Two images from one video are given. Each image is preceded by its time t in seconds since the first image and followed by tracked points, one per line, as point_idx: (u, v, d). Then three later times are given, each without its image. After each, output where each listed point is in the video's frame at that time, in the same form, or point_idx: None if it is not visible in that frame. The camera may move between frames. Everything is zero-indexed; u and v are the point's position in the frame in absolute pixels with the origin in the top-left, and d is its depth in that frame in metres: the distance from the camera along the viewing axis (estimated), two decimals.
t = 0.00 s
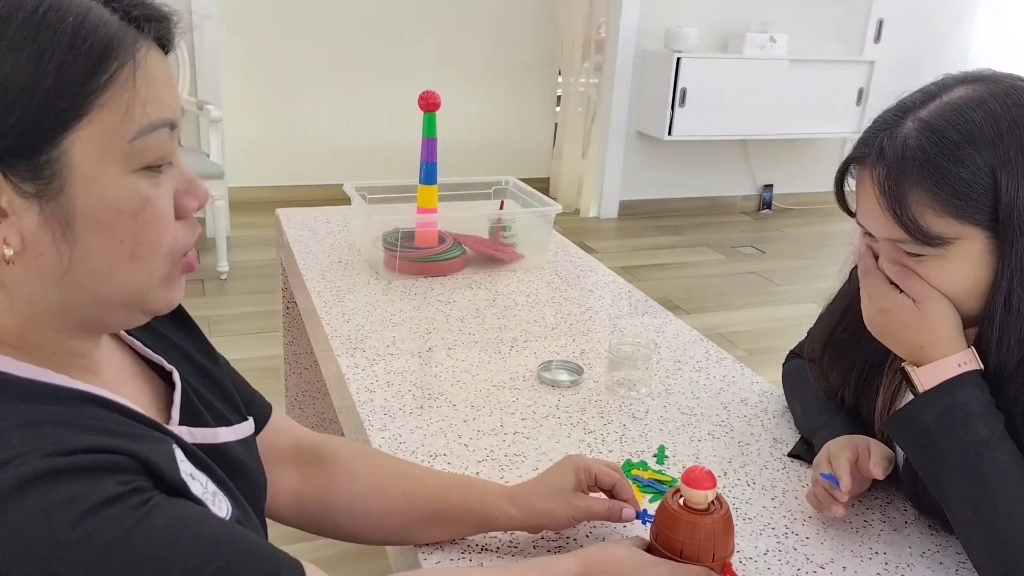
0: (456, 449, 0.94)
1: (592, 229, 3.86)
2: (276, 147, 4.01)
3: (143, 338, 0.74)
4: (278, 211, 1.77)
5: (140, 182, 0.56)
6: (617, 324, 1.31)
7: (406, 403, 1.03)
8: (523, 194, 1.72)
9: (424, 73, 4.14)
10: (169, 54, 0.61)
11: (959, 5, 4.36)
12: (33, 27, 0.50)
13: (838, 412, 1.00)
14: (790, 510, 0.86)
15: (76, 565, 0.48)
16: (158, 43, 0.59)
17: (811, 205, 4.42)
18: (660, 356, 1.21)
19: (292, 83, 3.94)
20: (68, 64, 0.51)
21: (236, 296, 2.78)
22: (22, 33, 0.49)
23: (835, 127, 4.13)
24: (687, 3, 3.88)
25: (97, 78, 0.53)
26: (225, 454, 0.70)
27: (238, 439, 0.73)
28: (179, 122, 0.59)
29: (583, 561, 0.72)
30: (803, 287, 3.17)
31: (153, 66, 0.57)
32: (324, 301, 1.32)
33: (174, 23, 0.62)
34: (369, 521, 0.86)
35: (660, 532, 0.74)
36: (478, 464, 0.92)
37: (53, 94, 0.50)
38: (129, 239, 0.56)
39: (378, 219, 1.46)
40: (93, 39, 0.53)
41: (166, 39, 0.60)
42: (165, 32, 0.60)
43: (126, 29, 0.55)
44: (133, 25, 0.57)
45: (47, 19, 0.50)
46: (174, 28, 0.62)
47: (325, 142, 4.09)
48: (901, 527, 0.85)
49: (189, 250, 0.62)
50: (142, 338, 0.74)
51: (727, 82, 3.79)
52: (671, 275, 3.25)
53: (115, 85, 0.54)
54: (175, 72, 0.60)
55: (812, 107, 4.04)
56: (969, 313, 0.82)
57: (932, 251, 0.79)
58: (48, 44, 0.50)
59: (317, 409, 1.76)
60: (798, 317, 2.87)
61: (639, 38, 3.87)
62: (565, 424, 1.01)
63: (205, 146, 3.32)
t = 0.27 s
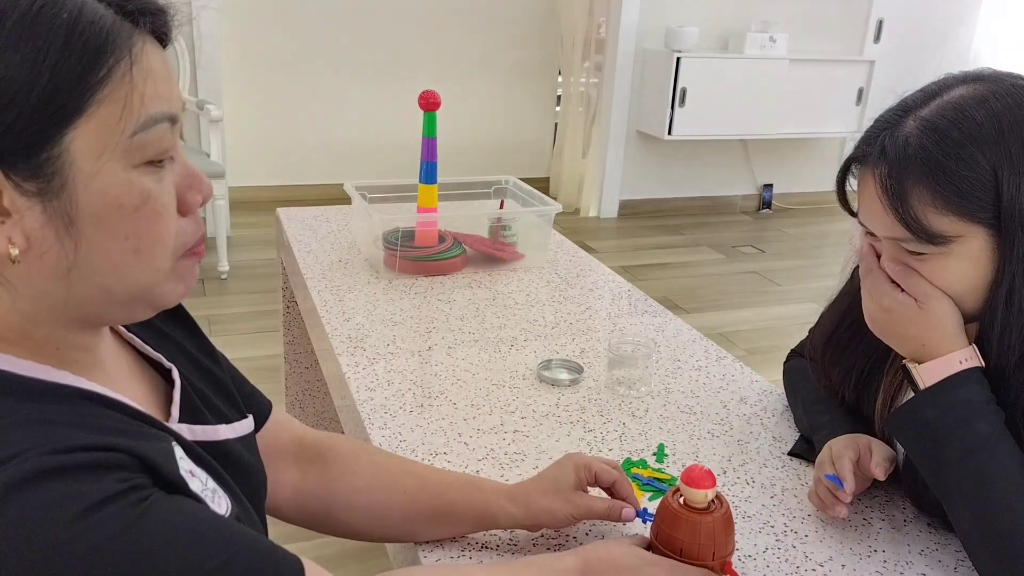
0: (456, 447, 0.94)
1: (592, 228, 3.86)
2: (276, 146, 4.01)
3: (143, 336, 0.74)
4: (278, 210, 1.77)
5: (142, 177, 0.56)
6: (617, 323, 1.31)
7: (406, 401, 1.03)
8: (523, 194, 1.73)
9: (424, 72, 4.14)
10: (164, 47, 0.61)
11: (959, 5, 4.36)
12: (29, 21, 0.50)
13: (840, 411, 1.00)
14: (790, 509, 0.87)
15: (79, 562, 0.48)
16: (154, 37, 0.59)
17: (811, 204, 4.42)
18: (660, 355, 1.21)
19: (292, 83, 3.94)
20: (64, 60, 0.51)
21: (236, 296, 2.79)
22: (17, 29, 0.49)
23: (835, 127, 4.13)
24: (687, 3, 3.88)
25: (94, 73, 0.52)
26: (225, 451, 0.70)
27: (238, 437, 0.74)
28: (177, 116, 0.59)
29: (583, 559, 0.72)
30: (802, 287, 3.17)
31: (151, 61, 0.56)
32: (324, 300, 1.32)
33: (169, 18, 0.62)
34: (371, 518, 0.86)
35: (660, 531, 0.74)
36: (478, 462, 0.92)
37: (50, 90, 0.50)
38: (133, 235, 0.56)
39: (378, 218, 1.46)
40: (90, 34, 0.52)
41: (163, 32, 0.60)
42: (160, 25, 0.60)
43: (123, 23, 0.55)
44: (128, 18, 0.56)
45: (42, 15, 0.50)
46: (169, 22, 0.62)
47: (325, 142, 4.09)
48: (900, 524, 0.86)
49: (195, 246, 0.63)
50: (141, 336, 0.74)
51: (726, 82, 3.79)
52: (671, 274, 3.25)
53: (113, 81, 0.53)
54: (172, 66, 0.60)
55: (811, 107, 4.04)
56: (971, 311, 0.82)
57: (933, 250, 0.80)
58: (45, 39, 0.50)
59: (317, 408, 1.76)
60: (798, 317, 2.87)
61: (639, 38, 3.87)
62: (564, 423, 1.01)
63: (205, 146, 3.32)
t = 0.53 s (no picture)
0: (450, 445, 0.95)
1: (591, 228, 3.87)
2: (276, 146, 4.02)
3: (139, 334, 0.75)
4: (276, 210, 1.78)
5: (139, 178, 0.57)
6: (613, 322, 1.32)
7: (401, 400, 1.04)
8: (519, 194, 1.73)
9: (424, 73, 4.14)
10: (161, 48, 0.61)
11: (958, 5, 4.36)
12: (23, 25, 0.50)
13: (833, 410, 1.01)
14: (782, 506, 0.87)
15: (75, 558, 0.48)
16: (150, 38, 0.59)
17: (810, 204, 4.43)
18: (655, 354, 1.21)
19: (291, 83, 3.95)
20: (60, 63, 0.51)
21: (235, 295, 2.79)
22: (14, 32, 0.50)
23: (834, 127, 4.14)
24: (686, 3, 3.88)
25: (90, 75, 0.53)
26: (221, 449, 0.71)
27: (235, 435, 0.74)
28: (174, 117, 0.60)
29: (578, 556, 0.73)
30: (801, 287, 3.18)
31: (147, 62, 0.57)
32: (321, 300, 1.32)
33: (166, 19, 0.62)
34: (366, 517, 0.87)
35: (653, 528, 0.74)
36: (472, 460, 0.93)
37: (46, 92, 0.51)
38: (129, 237, 0.57)
39: (375, 218, 1.47)
40: (85, 36, 0.53)
41: (160, 33, 0.61)
42: (157, 26, 0.60)
43: (119, 25, 0.56)
44: (124, 20, 0.57)
45: (38, 18, 0.51)
46: (165, 23, 0.62)
47: (325, 142, 4.10)
48: (891, 522, 0.86)
49: (186, 248, 0.63)
50: (138, 334, 0.74)
51: (725, 83, 3.80)
52: (670, 274, 3.25)
53: (109, 82, 0.54)
54: (168, 67, 0.61)
55: (810, 107, 4.04)
56: (959, 310, 0.83)
57: (919, 250, 0.80)
58: (40, 42, 0.51)
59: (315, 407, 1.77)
60: (796, 317, 2.87)
61: (638, 38, 3.88)
62: (559, 421, 1.01)
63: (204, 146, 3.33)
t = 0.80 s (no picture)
0: (447, 440, 0.95)
1: (590, 224, 3.87)
2: (274, 143, 4.02)
3: (137, 328, 0.75)
4: (275, 206, 1.78)
5: (133, 177, 0.57)
6: (610, 317, 1.32)
7: (399, 394, 1.04)
8: (517, 189, 1.74)
9: (422, 69, 4.14)
10: (158, 47, 0.61)
11: None
12: (19, 22, 0.50)
13: (829, 404, 1.01)
14: (777, 499, 0.88)
15: (71, 546, 0.49)
16: (148, 37, 0.60)
17: (809, 200, 4.43)
18: (652, 349, 1.22)
19: (290, 80, 3.95)
20: (53, 59, 0.52)
21: (234, 292, 2.80)
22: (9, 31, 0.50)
23: (832, 123, 4.14)
24: None
25: (85, 73, 0.53)
26: (219, 443, 0.71)
27: (233, 429, 0.75)
28: (169, 116, 0.60)
29: (575, 546, 0.73)
30: (799, 283, 3.18)
31: (143, 60, 0.57)
32: (319, 296, 1.33)
33: (163, 17, 0.63)
34: (365, 510, 0.87)
35: (648, 520, 0.75)
36: (468, 454, 0.93)
37: (42, 90, 0.51)
38: (122, 236, 0.57)
39: (373, 214, 1.47)
40: (80, 34, 0.53)
41: (157, 32, 0.61)
42: (154, 24, 0.61)
43: (115, 23, 0.56)
44: (121, 18, 0.57)
45: (34, 16, 0.51)
46: (163, 22, 0.62)
47: (323, 139, 4.10)
48: (886, 515, 0.86)
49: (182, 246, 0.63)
50: (135, 327, 0.75)
51: (724, 79, 3.80)
52: (669, 270, 3.26)
53: (104, 81, 0.54)
54: (165, 66, 0.61)
55: (808, 103, 4.05)
56: (949, 303, 0.84)
57: (909, 244, 0.81)
58: (35, 40, 0.51)
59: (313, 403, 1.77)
60: (794, 312, 2.88)
61: (637, 34, 3.88)
62: (555, 415, 1.02)
63: (203, 143, 3.33)
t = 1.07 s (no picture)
0: (445, 433, 0.96)
1: (586, 218, 3.87)
2: (270, 138, 4.01)
3: (134, 322, 0.75)
4: (271, 201, 1.78)
5: (126, 170, 0.57)
6: (607, 310, 1.33)
7: (397, 388, 1.05)
8: (514, 183, 1.74)
9: (418, 63, 4.14)
10: (150, 39, 0.61)
11: None
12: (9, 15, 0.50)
13: (827, 394, 1.01)
14: (774, 490, 0.88)
15: (71, 535, 0.49)
16: (140, 29, 0.59)
17: (805, 193, 4.44)
18: (650, 342, 1.22)
19: (285, 75, 3.94)
20: (44, 52, 0.51)
21: (231, 288, 2.79)
22: None
23: (828, 116, 4.15)
24: None
25: (75, 66, 0.53)
26: (219, 437, 0.71)
27: (231, 424, 0.75)
28: (161, 108, 0.60)
29: (574, 537, 0.73)
30: (795, 275, 3.19)
31: (134, 53, 0.57)
32: (316, 290, 1.33)
33: (154, 9, 0.62)
34: (366, 504, 0.87)
35: (646, 511, 0.75)
36: (467, 447, 0.93)
37: (32, 83, 0.51)
38: (116, 229, 0.57)
39: (370, 209, 1.47)
40: (70, 27, 0.53)
41: (148, 23, 0.61)
42: (145, 16, 0.60)
43: (106, 15, 0.56)
44: (112, 9, 0.57)
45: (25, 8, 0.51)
46: (154, 13, 0.62)
47: (319, 133, 4.09)
48: (884, 505, 0.87)
49: (184, 234, 0.64)
50: (133, 322, 0.75)
51: (719, 73, 3.80)
52: (666, 263, 3.27)
53: (95, 74, 0.54)
54: (157, 58, 0.61)
55: (804, 97, 4.05)
56: (965, 264, 0.85)
57: (930, 201, 0.82)
58: (25, 33, 0.51)
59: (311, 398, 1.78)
60: (790, 305, 2.89)
61: (633, 28, 3.88)
62: (553, 408, 1.02)
63: (199, 138, 3.32)
